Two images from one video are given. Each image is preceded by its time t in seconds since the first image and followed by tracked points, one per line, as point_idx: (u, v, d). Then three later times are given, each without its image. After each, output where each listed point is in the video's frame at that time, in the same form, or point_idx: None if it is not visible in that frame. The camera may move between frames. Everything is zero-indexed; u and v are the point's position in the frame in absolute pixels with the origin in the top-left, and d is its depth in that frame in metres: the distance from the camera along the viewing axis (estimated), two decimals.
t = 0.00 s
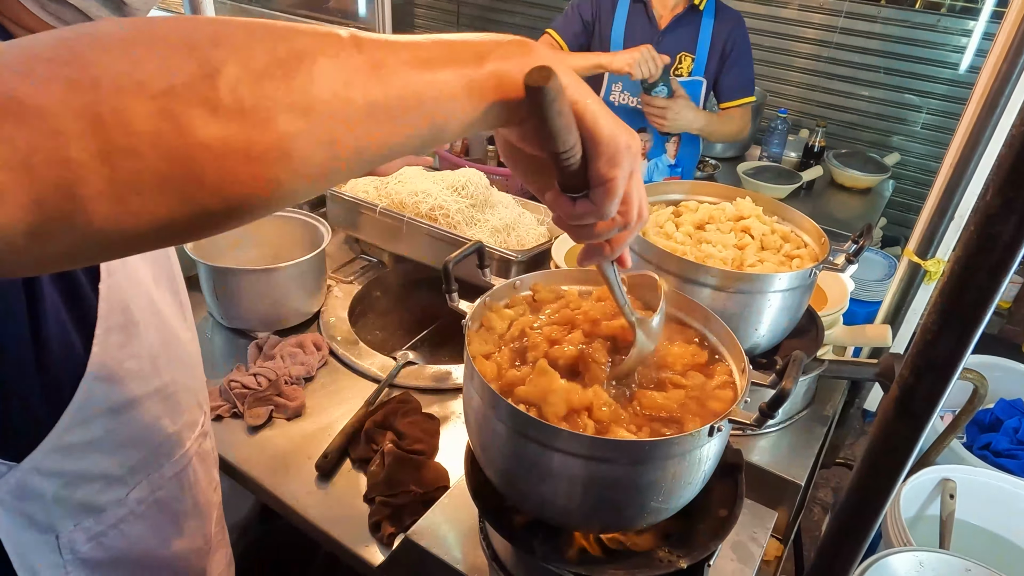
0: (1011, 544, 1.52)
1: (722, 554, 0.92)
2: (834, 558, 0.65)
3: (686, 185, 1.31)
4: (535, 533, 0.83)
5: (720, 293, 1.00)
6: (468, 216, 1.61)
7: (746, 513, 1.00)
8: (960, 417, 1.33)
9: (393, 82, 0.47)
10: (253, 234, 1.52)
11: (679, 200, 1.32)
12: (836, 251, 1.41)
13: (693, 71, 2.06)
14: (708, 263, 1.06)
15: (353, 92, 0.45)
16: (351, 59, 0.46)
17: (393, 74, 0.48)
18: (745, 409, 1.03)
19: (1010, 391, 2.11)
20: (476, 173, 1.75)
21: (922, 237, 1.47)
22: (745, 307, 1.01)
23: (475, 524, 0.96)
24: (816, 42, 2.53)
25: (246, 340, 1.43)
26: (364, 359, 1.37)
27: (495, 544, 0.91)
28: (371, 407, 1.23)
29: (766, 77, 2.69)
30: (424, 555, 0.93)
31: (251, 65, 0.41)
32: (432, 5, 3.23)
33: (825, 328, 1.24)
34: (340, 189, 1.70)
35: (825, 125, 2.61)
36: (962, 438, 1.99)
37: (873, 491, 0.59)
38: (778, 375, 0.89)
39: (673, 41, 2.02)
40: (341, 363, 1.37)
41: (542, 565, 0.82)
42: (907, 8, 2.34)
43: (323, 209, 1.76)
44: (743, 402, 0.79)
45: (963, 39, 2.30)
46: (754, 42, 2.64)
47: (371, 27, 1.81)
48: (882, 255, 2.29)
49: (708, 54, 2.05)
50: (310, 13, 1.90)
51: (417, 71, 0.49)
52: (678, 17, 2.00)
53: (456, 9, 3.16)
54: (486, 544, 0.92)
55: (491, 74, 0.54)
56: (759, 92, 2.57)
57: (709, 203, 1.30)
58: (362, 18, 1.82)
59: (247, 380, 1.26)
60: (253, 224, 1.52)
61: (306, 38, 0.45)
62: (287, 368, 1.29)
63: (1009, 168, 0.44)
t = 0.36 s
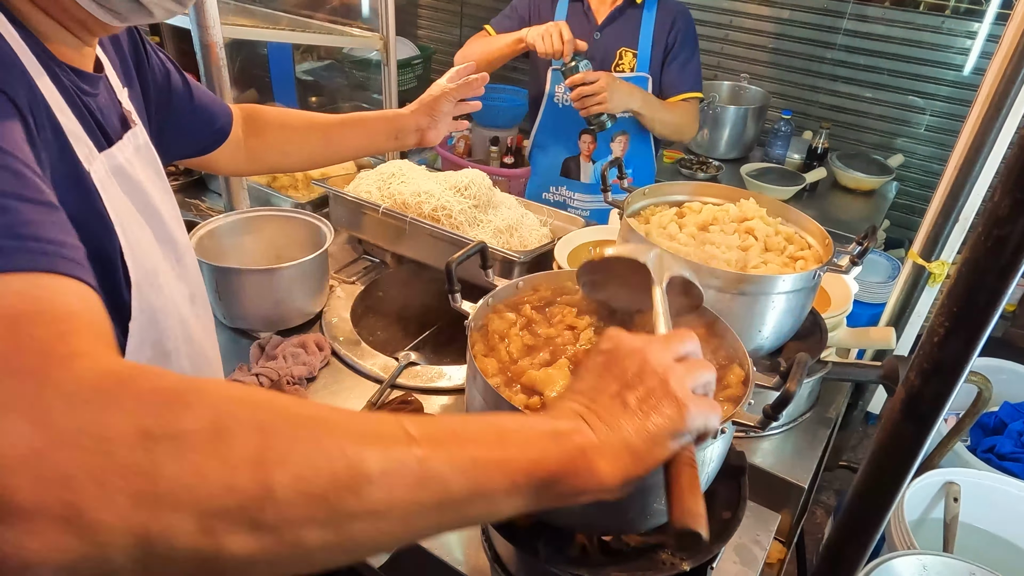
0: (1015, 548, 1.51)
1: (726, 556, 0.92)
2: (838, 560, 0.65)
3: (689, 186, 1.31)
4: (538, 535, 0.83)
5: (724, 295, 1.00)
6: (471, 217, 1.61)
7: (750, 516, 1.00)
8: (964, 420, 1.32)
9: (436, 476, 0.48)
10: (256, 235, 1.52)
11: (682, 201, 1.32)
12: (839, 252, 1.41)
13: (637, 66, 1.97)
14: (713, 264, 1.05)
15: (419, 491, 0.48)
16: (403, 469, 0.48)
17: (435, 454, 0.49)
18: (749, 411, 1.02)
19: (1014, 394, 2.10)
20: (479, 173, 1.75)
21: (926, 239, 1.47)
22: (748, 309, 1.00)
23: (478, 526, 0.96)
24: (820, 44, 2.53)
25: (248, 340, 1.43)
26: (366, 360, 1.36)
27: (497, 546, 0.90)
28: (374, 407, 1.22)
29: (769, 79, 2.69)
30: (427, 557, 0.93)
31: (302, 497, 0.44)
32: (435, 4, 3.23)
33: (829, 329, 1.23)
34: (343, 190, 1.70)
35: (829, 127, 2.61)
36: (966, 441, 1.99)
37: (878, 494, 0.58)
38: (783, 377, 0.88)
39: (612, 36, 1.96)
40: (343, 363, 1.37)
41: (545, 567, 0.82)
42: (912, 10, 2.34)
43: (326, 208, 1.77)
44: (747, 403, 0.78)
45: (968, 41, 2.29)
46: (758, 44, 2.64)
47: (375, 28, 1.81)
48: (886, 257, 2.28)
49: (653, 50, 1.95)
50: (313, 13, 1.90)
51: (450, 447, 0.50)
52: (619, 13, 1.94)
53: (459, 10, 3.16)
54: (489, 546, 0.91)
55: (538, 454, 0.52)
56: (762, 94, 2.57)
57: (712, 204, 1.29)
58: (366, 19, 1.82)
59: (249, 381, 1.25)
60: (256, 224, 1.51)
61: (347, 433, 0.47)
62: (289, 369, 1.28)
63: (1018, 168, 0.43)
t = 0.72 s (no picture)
0: (1017, 552, 1.51)
1: (726, 559, 0.92)
2: (837, 563, 0.65)
3: (690, 189, 1.31)
4: (538, 538, 0.82)
5: (724, 298, 1.00)
6: (472, 219, 1.61)
7: (750, 519, 1.00)
8: (965, 423, 1.32)
9: (556, 356, 0.48)
10: (258, 237, 1.52)
11: (683, 203, 1.31)
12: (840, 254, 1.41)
13: (613, 68, 1.92)
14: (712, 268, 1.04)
15: (546, 373, 0.47)
16: (527, 358, 0.47)
17: (548, 344, 0.49)
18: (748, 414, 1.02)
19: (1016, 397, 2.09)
20: (480, 175, 1.75)
21: (927, 242, 1.46)
22: (748, 312, 1.00)
23: (478, 528, 0.96)
24: (822, 46, 2.54)
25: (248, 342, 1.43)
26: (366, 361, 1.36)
27: (496, 549, 0.90)
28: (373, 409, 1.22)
29: (771, 81, 2.69)
30: (426, 560, 0.93)
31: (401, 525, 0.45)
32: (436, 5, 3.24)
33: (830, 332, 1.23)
34: (344, 191, 1.71)
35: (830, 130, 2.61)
36: (967, 444, 1.98)
37: (877, 497, 0.58)
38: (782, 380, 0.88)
39: (590, 35, 1.93)
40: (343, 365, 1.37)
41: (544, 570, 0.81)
42: (914, 12, 2.34)
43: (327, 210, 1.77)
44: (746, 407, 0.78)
45: (971, 43, 2.29)
46: (760, 46, 2.64)
47: (376, 30, 1.81)
48: (887, 259, 2.28)
49: (630, 47, 1.89)
50: (315, 15, 1.91)
51: (558, 334, 0.50)
52: (595, 13, 1.92)
53: (461, 11, 3.16)
54: (487, 549, 0.91)
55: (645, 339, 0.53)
56: (763, 96, 2.58)
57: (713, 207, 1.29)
58: (367, 20, 1.82)
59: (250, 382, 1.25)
60: (257, 225, 1.52)
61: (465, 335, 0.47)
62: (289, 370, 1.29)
63: (1016, 170, 0.43)
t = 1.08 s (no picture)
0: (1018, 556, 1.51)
1: (728, 563, 0.92)
2: (840, 567, 0.65)
3: (691, 194, 1.32)
4: (541, 541, 0.83)
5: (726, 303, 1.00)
6: (473, 223, 1.62)
7: (752, 522, 1.00)
8: (966, 427, 1.32)
9: (452, 135, 0.45)
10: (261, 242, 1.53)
11: (684, 208, 1.32)
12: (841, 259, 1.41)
13: (623, 81, 1.93)
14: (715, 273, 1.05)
15: (428, 124, 0.44)
16: (408, 109, 0.44)
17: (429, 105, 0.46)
18: (750, 419, 1.02)
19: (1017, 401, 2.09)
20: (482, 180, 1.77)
21: (928, 246, 1.47)
22: (750, 316, 1.00)
23: (480, 531, 0.96)
24: (822, 50, 2.55)
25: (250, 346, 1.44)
26: (368, 365, 1.37)
27: (499, 553, 0.90)
28: (375, 413, 1.22)
29: (771, 85, 2.70)
30: (428, 563, 0.93)
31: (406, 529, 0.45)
32: (437, 9, 3.24)
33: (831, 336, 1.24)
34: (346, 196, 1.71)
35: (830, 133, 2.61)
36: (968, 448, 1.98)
37: (880, 501, 0.59)
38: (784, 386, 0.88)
39: (601, 48, 1.95)
40: (346, 369, 1.37)
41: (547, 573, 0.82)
42: (913, 16, 2.34)
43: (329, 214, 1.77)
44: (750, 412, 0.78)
45: (970, 47, 2.29)
46: (761, 50, 2.65)
47: (378, 34, 1.82)
48: (888, 263, 2.28)
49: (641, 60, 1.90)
50: (317, 20, 1.91)
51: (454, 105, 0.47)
52: (609, 23, 1.93)
53: (462, 14, 3.17)
54: (490, 553, 0.91)
55: (546, 122, 0.51)
56: (765, 100, 2.58)
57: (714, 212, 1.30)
58: (369, 24, 1.83)
59: (253, 386, 1.26)
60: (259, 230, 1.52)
61: (364, 80, 0.43)
62: (292, 374, 1.29)
63: (1017, 180, 0.44)
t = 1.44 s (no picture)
0: (1015, 558, 1.51)
1: (727, 566, 0.92)
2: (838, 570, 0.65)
3: (689, 196, 1.32)
4: (539, 545, 0.83)
5: (725, 306, 1.00)
6: (472, 226, 1.62)
7: (750, 525, 1.00)
8: (963, 429, 1.32)
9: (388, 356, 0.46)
10: (259, 245, 1.52)
11: (683, 211, 1.33)
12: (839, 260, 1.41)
13: (640, 94, 1.93)
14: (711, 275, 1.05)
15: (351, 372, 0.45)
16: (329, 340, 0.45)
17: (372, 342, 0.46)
18: (749, 421, 1.02)
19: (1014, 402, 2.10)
20: (480, 182, 1.77)
21: (925, 248, 1.47)
22: (748, 319, 1.01)
23: (479, 535, 0.96)
24: (820, 52, 2.55)
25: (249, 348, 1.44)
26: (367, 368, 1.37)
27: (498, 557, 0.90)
28: (374, 417, 1.22)
29: (769, 87, 2.71)
30: (427, 567, 0.93)
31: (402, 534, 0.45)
32: (436, 11, 3.25)
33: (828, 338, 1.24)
34: (345, 198, 1.71)
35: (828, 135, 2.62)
36: (966, 450, 1.99)
37: (878, 505, 0.59)
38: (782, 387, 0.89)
39: (621, 59, 1.94)
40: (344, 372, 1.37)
41: None
42: (909, 19, 2.35)
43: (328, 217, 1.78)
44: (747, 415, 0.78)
45: (967, 50, 2.30)
46: (759, 52, 2.66)
47: (376, 37, 1.82)
48: (885, 265, 2.29)
49: (660, 70, 1.88)
50: (315, 23, 1.91)
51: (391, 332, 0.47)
52: (629, 34, 1.92)
53: (461, 16, 3.17)
54: (489, 556, 0.91)
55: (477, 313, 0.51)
56: (762, 102, 2.59)
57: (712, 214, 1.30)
58: (367, 28, 1.83)
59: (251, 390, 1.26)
60: (258, 233, 1.51)
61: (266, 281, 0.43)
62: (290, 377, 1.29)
63: (1011, 186, 0.44)
